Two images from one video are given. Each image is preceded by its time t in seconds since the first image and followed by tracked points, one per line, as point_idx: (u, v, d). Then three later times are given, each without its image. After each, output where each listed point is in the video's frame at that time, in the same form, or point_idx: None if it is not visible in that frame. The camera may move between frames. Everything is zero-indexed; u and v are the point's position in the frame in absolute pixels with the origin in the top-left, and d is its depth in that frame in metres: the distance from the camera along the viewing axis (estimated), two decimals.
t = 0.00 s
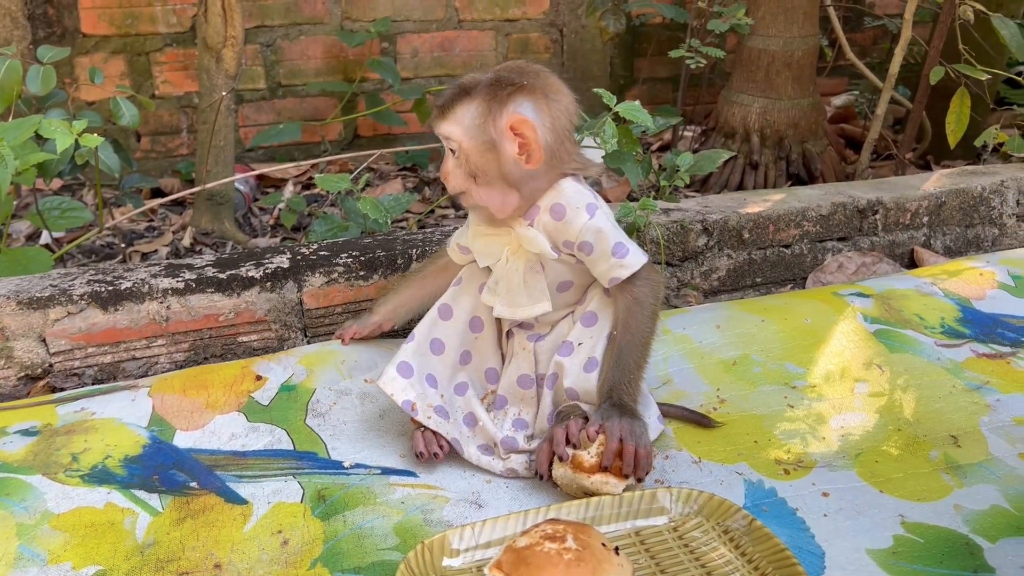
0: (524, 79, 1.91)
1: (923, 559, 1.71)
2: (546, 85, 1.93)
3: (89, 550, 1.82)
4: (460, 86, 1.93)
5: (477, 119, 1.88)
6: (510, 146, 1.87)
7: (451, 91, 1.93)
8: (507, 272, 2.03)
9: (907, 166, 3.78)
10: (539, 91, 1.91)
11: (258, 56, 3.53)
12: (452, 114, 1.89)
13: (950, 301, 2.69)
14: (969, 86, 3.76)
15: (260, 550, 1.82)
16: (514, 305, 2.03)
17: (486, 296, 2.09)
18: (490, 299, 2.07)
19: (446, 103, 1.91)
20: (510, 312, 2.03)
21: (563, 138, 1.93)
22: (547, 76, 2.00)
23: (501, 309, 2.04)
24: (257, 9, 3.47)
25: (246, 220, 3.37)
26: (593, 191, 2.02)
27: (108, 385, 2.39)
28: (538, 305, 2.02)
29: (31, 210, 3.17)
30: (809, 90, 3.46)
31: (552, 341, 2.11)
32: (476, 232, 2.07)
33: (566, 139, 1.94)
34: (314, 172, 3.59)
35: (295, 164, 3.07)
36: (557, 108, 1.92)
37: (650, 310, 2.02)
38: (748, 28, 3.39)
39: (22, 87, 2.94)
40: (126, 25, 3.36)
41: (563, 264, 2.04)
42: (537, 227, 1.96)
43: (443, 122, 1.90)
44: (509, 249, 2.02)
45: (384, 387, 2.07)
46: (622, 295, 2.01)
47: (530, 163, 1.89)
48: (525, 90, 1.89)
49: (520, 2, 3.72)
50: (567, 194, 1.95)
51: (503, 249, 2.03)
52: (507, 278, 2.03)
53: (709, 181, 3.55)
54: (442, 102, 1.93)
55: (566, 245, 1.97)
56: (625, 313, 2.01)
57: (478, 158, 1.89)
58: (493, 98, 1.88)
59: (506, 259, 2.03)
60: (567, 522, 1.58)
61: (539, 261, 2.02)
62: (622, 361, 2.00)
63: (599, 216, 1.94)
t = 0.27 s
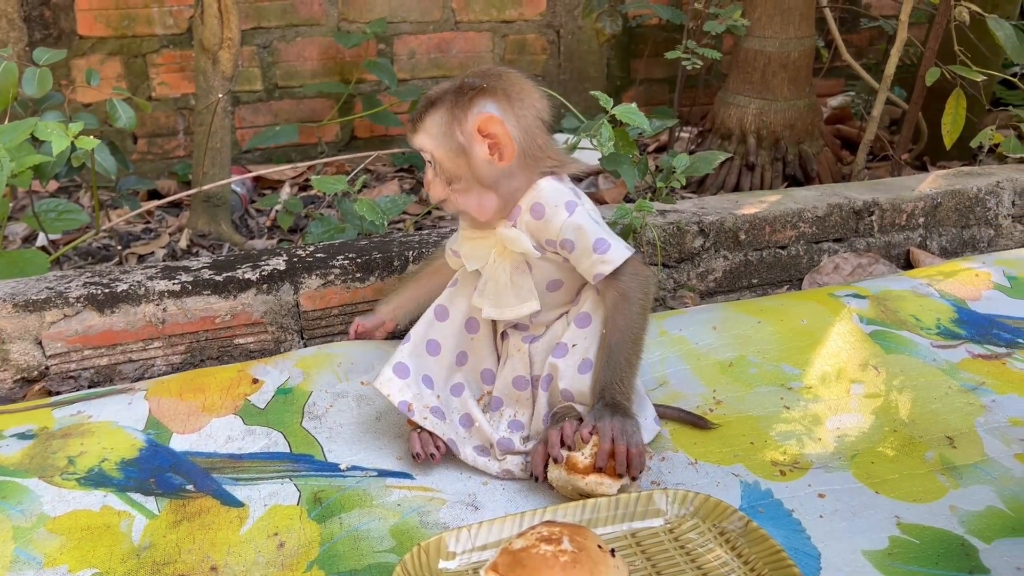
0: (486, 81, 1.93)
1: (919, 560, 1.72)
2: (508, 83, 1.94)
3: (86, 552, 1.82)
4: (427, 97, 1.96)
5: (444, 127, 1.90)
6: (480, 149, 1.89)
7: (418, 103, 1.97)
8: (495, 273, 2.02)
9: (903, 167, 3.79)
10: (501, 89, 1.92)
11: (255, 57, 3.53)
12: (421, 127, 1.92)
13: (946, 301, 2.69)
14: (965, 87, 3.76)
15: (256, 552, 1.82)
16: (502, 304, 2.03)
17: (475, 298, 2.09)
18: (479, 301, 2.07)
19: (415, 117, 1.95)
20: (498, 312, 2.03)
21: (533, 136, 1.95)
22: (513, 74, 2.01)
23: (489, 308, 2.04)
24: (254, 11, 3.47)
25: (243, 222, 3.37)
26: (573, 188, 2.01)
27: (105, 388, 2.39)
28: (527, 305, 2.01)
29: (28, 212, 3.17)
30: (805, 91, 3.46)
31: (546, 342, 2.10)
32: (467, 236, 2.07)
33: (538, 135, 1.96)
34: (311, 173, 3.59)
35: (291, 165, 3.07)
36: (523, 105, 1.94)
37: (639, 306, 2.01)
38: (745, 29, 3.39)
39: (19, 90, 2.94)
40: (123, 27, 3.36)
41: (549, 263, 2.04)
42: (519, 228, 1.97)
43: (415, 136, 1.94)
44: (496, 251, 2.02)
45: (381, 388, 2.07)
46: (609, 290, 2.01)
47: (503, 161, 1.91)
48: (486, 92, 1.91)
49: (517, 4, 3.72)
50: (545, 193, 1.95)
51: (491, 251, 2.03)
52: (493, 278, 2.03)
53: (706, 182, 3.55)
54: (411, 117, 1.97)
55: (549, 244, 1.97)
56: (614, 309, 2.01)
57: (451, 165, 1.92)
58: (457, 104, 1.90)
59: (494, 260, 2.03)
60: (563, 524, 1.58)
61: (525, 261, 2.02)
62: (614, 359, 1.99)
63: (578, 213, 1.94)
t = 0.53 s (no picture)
0: (482, 79, 1.95)
1: (917, 560, 1.72)
2: (504, 80, 1.97)
3: (84, 555, 1.82)
4: (424, 99, 1.98)
5: (443, 127, 1.92)
6: (482, 146, 1.91)
7: (415, 107, 1.99)
8: (490, 274, 2.03)
9: (901, 167, 3.79)
10: (498, 86, 1.95)
11: (253, 58, 3.53)
12: (420, 126, 1.94)
13: (944, 302, 2.69)
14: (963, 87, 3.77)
15: (254, 554, 1.82)
16: (496, 306, 2.03)
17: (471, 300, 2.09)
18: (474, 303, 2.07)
19: (414, 119, 1.97)
20: (492, 314, 2.03)
21: (531, 132, 1.97)
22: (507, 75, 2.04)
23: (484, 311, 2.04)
24: (252, 12, 3.47)
25: (241, 223, 3.37)
26: (568, 190, 2.00)
27: (105, 396, 2.39)
28: (521, 306, 2.01)
29: (26, 213, 3.17)
30: (803, 92, 3.46)
31: (544, 342, 2.10)
32: (463, 236, 2.08)
33: (536, 131, 1.99)
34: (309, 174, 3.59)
35: (289, 166, 3.07)
36: (520, 101, 1.96)
37: (638, 306, 2.01)
38: (742, 30, 3.40)
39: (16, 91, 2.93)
40: (120, 28, 3.36)
41: (545, 265, 2.04)
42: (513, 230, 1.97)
43: (414, 137, 1.95)
44: (490, 252, 2.02)
45: (380, 388, 2.06)
46: (608, 289, 2.01)
47: (505, 155, 1.93)
48: (484, 89, 1.93)
49: (515, 4, 3.72)
50: (538, 196, 1.94)
51: (486, 252, 2.03)
52: (488, 280, 2.03)
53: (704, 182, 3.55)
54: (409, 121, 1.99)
55: (543, 247, 1.96)
56: (613, 308, 2.00)
57: (452, 162, 1.92)
58: (455, 103, 1.92)
59: (488, 262, 2.03)
60: (561, 525, 1.58)
61: (519, 262, 2.02)
62: (612, 360, 1.99)
63: (573, 216, 1.93)
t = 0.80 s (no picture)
0: (506, 84, 1.93)
1: (916, 561, 1.72)
2: (528, 85, 1.95)
3: (83, 558, 1.81)
4: (444, 100, 1.95)
5: (465, 130, 1.90)
6: (504, 150, 1.89)
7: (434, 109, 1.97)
8: (504, 276, 2.03)
9: (899, 167, 3.79)
10: (522, 91, 1.93)
11: (251, 60, 3.53)
12: (442, 129, 1.92)
13: (943, 302, 2.70)
14: (961, 88, 3.77)
15: (254, 556, 1.82)
16: (509, 308, 2.03)
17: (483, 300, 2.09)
18: (486, 304, 2.07)
19: (434, 121, 1.94)
20: (505, 315, 2.03)
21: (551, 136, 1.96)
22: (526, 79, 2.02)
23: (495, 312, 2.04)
24: (250, 14, 3.46)
25: (239, 225, 3.37)
26: (586, 195, 2.02)
27: (104, 399, 2.39)
28: (533, 309, 2.02)
29: (24, 215, 3.16)
30: (801, 93, 3.47)
31: (548, 344, 2.10)
32: (476, 236, 2.08)
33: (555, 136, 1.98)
34: (308, 176, 3.59)
35: (288, 168, 3.07)
36: (542, 105, 1.94)
37: (647, 316, 2.02)
38: (741, 31, 3.40)
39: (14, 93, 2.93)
40: (118, 30, 3.36)
41: (559, 269, 2.04)
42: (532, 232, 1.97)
43: (434, 140, 1.94)
44: (505, 254, 2.03)
45: (382, 392, 2.05)
46: (620, 299, 2.02)
47: (527, 161, 1.91)
48: (507, 93, 1.92)
49: (513, 5, 3.72)
50: (560, 199, 1.95)
51: (500, 254, 2.04)
52: (503, 282, 2.04)
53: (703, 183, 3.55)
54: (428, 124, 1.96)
55: (562, 251, 1.97)
56: (623, 317, 2.01)
57: (473, 167, 1.91)
58: (478, 106, 1.91)
59: (502, 264, 2.03)
60: (561, 527, 1.58)
61: (535, 265, 2.03)
62: (619, 367, 2.00)
63: (593, 221, 1.95)
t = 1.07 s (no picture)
0: (536, 80, 1.99)
1: (915, 560, 1.72)
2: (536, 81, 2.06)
3: (83, 558, 1.81)
4: (492, 99, 1.88)
5: (542, 130, 1.91)
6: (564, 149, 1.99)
7: (481, 107, 1.87)
8: (498, 281, 2.04)
9: (898, 167, 3.79)
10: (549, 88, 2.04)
11: (250, 60, 3.53)
12: (520, 129, 1.86)
13: (942, 302, 2.70)
14: (960, 87, 3.78)
15: (253, 556, 1.82)
16: (505, 313, 2.04)
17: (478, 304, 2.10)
18: (483, 308, 2.08)
19: (503, 121, 1.85)
20: (501, 321, 2.04)
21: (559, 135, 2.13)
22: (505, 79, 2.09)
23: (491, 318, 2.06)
24: (249, 14, 3.46)
25: (239, 226, 3.37)
26: (577, 200, 2.05)
27: (104, 400, 2.39)
28: (530, 314, 2.02)
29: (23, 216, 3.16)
30: (800, 92, 3.47)
31: (544, 345, 2.10)
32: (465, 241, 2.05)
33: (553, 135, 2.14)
34: (307, 176, 3.59)
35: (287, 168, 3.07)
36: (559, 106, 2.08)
37: (643, 318, 2.05)
38: (739, 31, 3.40)
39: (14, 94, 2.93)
40: (118, 31, 3.36)
41: (553, 274, 2.05)
42: (525, 240, 1.98)
43: (513, 141, 1.86)
44: (498, 260, 2.02)
45: (381, 394, 2.05)
46: (614, 301, 2.03)
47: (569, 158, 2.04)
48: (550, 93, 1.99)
49: (512, 6, 3.73)
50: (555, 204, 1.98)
51: (492, 260, 2.03)
52: (497, 287, 2.04)
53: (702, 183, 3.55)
54: (485, 122, 1.85)
55: (557, 256, 1.98)
56: (620, 318, 2.03)
57: (547, 164, 1.92)
58: (545, 105, 1.93)
59: (496, 269, 2.03)
60: (560, 527, 1.58)
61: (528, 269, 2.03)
62: (615, 368, 2.02)
63: (587, 224, 1.98)
